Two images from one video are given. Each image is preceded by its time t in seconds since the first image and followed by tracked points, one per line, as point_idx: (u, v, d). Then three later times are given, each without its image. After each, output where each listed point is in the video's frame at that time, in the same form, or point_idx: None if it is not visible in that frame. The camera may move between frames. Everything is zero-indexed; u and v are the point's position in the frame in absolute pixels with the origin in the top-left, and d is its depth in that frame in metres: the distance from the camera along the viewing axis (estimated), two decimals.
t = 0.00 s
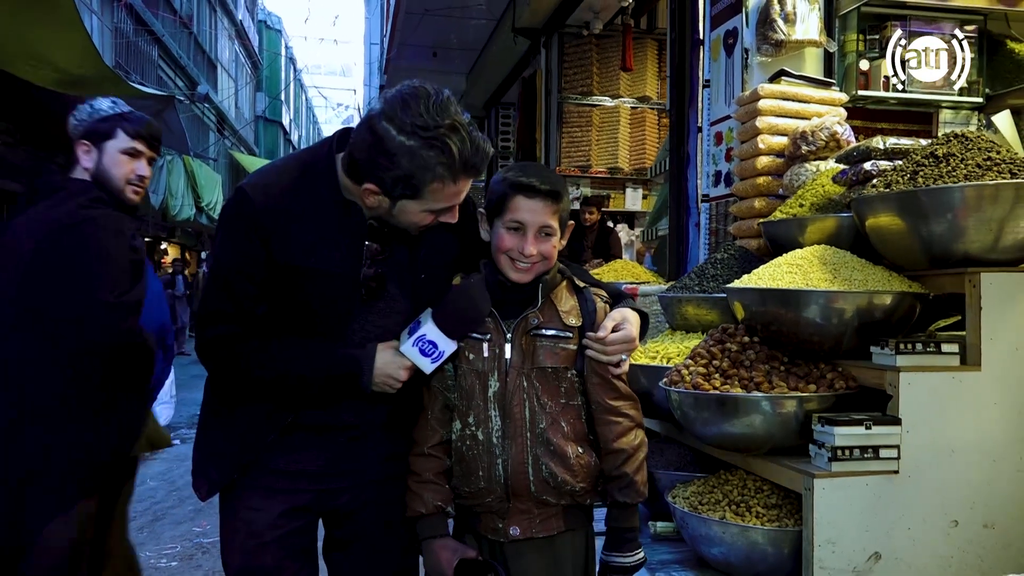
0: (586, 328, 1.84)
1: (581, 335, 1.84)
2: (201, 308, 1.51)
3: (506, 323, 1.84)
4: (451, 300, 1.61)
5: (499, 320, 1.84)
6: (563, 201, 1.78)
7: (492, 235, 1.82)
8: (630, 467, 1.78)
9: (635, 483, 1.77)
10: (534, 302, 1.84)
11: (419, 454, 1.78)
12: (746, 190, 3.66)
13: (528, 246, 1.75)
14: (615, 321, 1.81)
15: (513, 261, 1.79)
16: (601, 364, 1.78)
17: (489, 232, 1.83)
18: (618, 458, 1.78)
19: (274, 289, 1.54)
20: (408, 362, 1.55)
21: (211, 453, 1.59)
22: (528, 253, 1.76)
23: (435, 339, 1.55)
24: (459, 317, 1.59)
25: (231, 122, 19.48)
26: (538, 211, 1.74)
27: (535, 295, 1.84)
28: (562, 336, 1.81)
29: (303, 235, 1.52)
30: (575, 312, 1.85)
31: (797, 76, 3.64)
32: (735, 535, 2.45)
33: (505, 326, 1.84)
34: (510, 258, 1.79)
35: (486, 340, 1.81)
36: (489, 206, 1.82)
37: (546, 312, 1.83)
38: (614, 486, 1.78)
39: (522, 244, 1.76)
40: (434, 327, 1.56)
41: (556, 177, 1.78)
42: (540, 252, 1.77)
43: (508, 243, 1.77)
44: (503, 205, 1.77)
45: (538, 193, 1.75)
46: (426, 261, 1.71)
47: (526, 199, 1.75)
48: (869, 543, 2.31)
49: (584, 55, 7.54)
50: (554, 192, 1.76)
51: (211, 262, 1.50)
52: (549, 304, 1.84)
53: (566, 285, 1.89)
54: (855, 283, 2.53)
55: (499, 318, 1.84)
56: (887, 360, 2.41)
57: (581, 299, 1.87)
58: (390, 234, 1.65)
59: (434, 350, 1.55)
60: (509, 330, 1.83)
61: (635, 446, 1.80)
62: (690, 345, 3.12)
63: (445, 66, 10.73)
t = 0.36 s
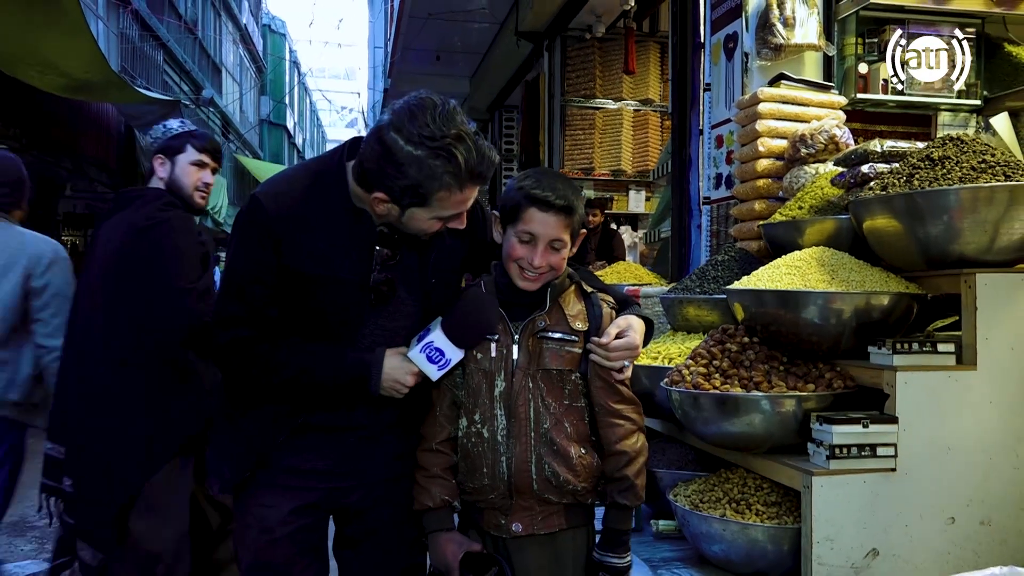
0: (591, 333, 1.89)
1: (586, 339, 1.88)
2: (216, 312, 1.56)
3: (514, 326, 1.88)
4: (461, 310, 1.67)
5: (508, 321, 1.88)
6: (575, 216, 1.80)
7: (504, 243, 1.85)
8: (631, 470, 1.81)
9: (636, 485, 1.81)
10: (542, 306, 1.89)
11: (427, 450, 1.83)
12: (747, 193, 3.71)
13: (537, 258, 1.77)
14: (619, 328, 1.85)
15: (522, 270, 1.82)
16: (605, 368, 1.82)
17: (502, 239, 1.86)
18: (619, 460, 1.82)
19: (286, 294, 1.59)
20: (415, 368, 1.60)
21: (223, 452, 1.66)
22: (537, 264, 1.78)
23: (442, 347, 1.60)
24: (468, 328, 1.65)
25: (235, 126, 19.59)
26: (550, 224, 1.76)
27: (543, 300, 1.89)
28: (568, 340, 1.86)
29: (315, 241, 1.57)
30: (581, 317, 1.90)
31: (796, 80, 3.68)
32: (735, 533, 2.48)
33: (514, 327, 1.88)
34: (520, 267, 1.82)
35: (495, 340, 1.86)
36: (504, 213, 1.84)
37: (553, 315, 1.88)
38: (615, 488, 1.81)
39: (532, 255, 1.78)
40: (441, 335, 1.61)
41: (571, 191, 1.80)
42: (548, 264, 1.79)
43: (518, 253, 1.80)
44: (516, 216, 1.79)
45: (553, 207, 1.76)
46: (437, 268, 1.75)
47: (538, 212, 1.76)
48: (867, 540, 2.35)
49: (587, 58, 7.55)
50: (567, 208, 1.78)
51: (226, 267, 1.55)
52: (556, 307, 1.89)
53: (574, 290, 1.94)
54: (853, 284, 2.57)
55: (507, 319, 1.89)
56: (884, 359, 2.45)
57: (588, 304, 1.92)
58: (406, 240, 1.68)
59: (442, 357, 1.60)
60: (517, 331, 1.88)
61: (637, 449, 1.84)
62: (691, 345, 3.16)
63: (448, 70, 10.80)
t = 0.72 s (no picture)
0: (598, 335, 1.93)
1: (592, 340, 1.92)
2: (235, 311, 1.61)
3: (523, 324, 1.93)
4: (473, 310, 1.71)
5: (518, 320, 1.93)
6: (586, 234, 1.82)
7: (518, 256, 1.88)
8: (625, 467, 1.85)
9: (627, 480, 1.83)
10: (550, 308, 1.94)
11: (435, 440, 1.88)
12: (750, 193, 3.75)
13: (552, 279, 1.80)
14: (625, 331, 1.90)
15: (536, 287, 1.85)
16: (610, 370, 1.86)
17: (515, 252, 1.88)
18: (617, 457, 1.85)
19: (301, 294, 1.64)
20: (429, 367, 1.64)
21: (240, 449, 1.68)
22: (551, 285, 1.81)
23: (455, 346, 1.64)
24: (480, 326, 1.69)
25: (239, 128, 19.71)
26: (564, 248, 1.78)
27: (553, 303, 1.94)
28: (574, 341, 1.90)
29: (331, 242, 1.61)
30: (589, 319, 1.93)
31: (798, 81, 3.73)
32: (738, 528, 2.52)
33: (523, 326, 1.92)
34: (535, 284, 1.85)
35: (504, 338, 1.91)
36: (515, 227, 1.85)
37: (562, 317, 1.92)
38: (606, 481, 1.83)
39: (546, 275, 1.81)
40: (455, 336, 1.65)
41: (582, 210, 1.81)
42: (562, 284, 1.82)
43: (533, 272, 1.83)
44: (530, 237, 1.80)
45: (566, 230, 1.77)
46: (451, 270, 1.82)
47: (553, 235, 1.77)
48: (867, 535, 2.38)
49: (590, 59, 7.58)
50: (580, 229, 1.80)
51: (245, 267, 1.61)
52: (565, 308, 1.93)
53: (583, 292, 1.98)
54: (854, 283, 2.60)
55: (516, 318, 1.93)
56: (885, 357, 2.49)
57: (596, 306, 1.96)
58: (419, 241, 1.72)
59: (454, 357, 1.64)
60: (525, 330, 1.92)
61: (636, 448, 1.87)
62: (694, 344, 3.20)
63: (452, 70, 10.86)
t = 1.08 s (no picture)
0: (600, 334, 1.97)
1: (595, 340, 1.97)
2: (250, 312, 1.66)
3: (531, 327, 1.98)
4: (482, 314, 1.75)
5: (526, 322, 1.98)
6: (580, 238, 1.84)
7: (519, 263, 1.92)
8: (627, 460, 1.91)
9: (632, 473, 1.91)
10: (557, 310, 1.98)
11: (447, 438, 1.91)
12: (750, 196, 3.80)
13: (557, 289, 1.85)
14: (626, 331, 1.95)
15: (544, 297, 1.90)
16: (613, 367, 1.91)
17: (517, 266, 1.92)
18: (618, 451, 1.92)
19: (316, 296, 1.69)
20: (438, 369, 1.69)
21: (254, 446, 1.74)
22: (557, 292, 1.86)
23: (463, 349, 1.69)
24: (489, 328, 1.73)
25: (242, 129, 19.83)
26: (561, 258, 1.81)
27: (559, 306, 1.98)
28: (580, 340, 1.95)
29: (346, 245, 1.67)
30: (593, 319, 1.98)
31: (798, 85, 3.78)
32: (739, 524, 2.57)
33: (531, 328, 1.97)
34: (542, 294, 1.91)
35: (514, 339, 1.95)
36: (510, 243, 1.88)
37: (569, 319, 1.97)
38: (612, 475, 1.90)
39: (550, 285, 1.85)
40: (463, 338, 1.70)
41: (572, 216, 1.83)
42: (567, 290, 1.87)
43: (539, 285, 1.88)
44: (528, 252, 1.84)
45: (559, 240, 1.80)
46: (460, 270, 1.87)
47: (549, 248, 1.80)
48: (865, 531, 2.44)
49: (592, 62, 7.65)
50: (573, 235, 1.82)
51: (260, 269, 1.66)
52: (571, 311, 1.97)
53: (586, 294, 2.03)
54: (852, 284, 2.65)
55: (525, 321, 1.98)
56: (882, 357, 2.54)
57: (598, 306, 2.01)
58: (427, 245, 1.78)
59: (462, 359, 1.69)
60: (534, 332, 1.97)
61: (634, 442, 1.94)
62: (695, 344, 3.26)
63: (455, 72, 10.93)
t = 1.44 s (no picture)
0: (601, 335, 2.05)
1: (596, 340, 2.05)
2: (268, 308, 1.73)
3: (536, 326, 2.03)
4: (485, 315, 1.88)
5: (531, 322, 2.02)
6: (569, 240, 1.91)
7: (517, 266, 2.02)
8: (630, 451, 2.06)
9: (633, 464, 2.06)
10: (561, 310, 2.05)
11: (453, 430, 1.98)
12: (750, 199, 3.89)
13: (551, 289, 1.93)
14: (626, 331, 2.05)
15: (542, 297, 1.98)
16: (612, 365, 2.01)
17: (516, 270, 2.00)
18: (622, 443, 2.04)
19: (331, 294, 1.76)
20: (444, 369, 1.78)
21: (265, 437, 1.82)
22: (551, 293, 1.94)
23: (469, 349, 1.79)
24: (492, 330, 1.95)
25: (246, 125, 19.93)
26: (551, 257, 1.89)
27: (564, 305, 2.05)
28: (582, 340, 2.02)
29: (361, 247, 1.74)
30: (594, 320, 2.06)
31: (797, 92, 3.86)
32: (733, 519, 2.65)
33: (536, 327, 2.02)
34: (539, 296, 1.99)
35: (520, 338, 2.00)
36: (507, 247, 1.97)
37: (572, 319, 2.03)
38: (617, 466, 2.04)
39: (543, 285, 1.94)
40: (468, 339, 1.80)
41: (561, 220, 1.90)
42: (562, 289, 1.95)
43: (534, 286, 1.96)
44: (521, 254, 1.93)
45: (543, 243, 1.88)
46: (470, 272, 1.97)
47: (539, 249, 1.89)
48: (856, 526, 2.51)
49: (596, 64, 7.74)
50: (559, 237, 1.89)
51: (277, 268, 1.74)
52: (574, 312, 2.05)
53: (587, 295, 2.11)
54: (846, 286, 2.73)
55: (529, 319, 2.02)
56: (875, 358, 2.62)
57: (599, 308, 2.09)
58: (436, 251, 1.86)
59: (469, 358, 1.78)
60: (539, 332, 2.02)
61: (635, 434, 2.06)
62: (693, 344, 3.33)
63: (460, 72, 11.01)
